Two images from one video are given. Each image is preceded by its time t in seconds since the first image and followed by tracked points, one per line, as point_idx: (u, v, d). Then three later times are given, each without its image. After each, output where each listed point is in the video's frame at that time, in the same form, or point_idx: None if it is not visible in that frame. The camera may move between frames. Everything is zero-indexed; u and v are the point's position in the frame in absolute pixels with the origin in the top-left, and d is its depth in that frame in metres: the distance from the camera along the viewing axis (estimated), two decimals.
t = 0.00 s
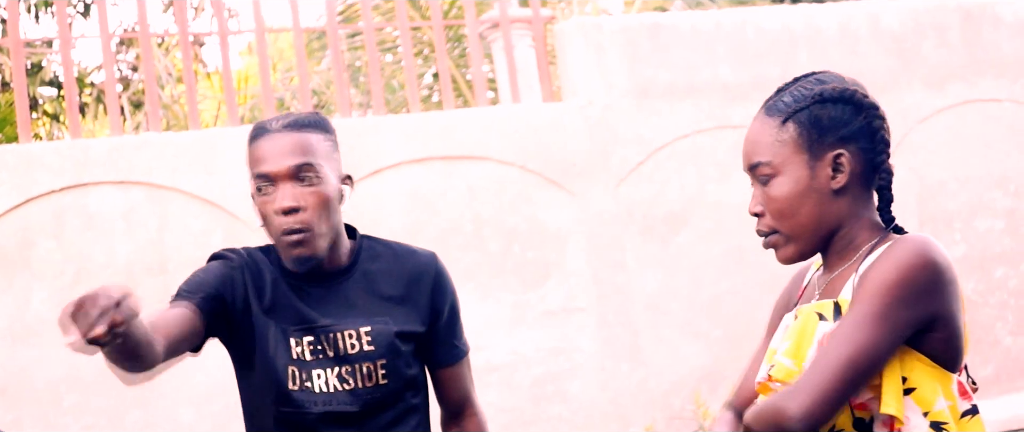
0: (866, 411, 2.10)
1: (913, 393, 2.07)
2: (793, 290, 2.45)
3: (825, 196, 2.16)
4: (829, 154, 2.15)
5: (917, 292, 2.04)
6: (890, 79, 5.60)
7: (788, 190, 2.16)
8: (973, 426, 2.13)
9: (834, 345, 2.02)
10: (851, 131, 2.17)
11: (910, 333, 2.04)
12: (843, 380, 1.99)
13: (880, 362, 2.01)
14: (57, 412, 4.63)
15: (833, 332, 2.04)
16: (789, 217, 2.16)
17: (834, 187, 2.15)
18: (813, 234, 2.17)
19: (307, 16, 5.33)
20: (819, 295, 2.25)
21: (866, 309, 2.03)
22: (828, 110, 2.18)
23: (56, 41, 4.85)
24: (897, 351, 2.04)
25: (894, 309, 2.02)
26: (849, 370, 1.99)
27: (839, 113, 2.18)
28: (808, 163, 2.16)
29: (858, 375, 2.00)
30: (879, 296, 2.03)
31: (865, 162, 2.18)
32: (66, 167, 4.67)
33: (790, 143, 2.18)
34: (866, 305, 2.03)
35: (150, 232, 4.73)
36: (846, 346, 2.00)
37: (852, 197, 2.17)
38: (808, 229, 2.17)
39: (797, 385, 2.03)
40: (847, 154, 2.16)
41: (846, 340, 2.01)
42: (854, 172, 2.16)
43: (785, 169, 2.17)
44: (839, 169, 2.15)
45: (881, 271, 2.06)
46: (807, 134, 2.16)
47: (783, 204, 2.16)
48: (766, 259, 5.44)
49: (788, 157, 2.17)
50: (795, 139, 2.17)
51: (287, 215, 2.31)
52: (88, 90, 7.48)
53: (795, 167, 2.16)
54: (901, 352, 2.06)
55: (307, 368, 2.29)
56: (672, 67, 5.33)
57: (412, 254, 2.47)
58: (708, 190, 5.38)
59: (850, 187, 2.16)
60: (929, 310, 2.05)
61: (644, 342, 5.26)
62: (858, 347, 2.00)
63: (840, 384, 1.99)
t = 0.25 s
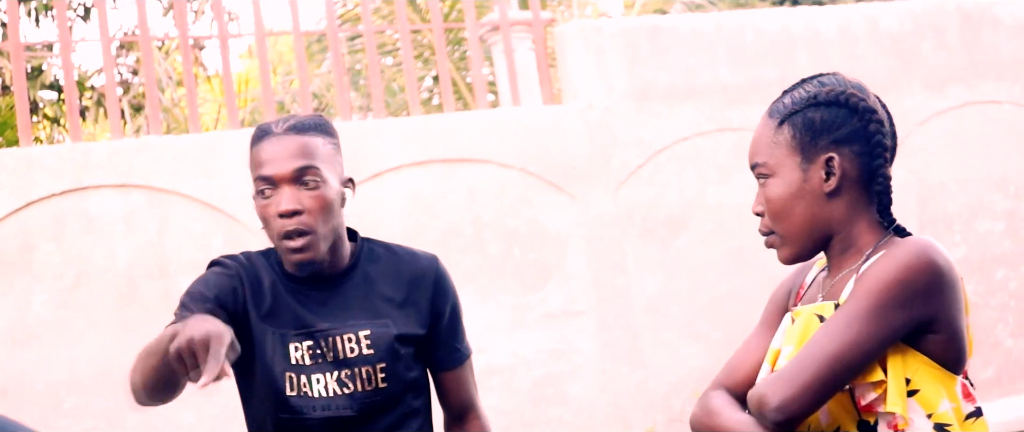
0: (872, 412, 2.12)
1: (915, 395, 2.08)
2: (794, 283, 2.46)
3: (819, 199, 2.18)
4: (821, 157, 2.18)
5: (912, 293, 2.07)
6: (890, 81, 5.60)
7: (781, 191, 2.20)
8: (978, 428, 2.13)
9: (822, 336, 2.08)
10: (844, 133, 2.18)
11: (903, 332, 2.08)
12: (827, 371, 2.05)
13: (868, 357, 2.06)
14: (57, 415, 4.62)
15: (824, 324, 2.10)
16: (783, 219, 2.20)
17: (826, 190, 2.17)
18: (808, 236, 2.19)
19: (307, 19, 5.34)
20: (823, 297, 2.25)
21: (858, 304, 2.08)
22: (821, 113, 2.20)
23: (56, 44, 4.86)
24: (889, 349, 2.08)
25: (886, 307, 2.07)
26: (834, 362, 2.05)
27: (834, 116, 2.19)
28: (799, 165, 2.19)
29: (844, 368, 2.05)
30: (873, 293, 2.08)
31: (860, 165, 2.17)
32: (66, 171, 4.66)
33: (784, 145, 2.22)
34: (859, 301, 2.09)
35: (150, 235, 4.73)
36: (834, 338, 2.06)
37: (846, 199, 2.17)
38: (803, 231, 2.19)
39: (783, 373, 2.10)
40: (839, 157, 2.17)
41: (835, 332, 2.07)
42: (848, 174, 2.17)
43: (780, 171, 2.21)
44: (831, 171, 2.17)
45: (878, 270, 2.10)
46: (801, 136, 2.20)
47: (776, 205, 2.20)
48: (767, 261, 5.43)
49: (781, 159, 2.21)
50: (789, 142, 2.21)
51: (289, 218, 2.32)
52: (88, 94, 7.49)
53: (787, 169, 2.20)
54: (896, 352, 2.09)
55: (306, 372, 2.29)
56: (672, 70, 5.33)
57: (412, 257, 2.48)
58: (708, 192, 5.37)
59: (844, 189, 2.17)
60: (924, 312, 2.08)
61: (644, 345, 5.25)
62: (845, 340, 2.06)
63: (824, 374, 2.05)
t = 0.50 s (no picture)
0: (875, 416, 2.09)
1: (919, 400, 2.05)
2: (801, 286, 2.47)
3: (823, 201, 2.18)
4: (824, 159, 2.18)
5: (918, 302, 2.06)
6: (890, 83, 5.60)
7: (783, 192, 2.20)
8: None
9: (827, 345, 2.08)
10: (846, 135, 2.18)
11: (909, 340, 2.07)
12: (832, 382, 2.05)
13: (873, 368, 2.05)
14: (57, 415, 4.63)
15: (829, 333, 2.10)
16: (787, 220, 2.20)
17: (829, 192, 2.17)
18: (812, 237, 2.20)
19: (307, 20, 5.34)
20: (827, 299, 2.25)
21: (864, 313, 2.07)
22: (824, 115, 2.20)
23: (57, 45, 4.86)
24: (896, 358, 2.07)
25: (891, 315, 2.05)
26: (839, 373, 2.05)
27: (836, 118, 2.20)
28: (802, 167, 2.19)
29: (848, 378, 2.05)
30: (879, 302, 2.07)
31: (863, 167, 2.17)
32: (66, 171, 4.67)
33: (787, 148, 2.22)
34: (865, 310, 2.08)
35: (150, 235, 4.73)
36: (839, 349, 2.06)
37: (850, 201, 2.17)
38: (807, 232, 2.19)
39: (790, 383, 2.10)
40: (841, 159, 2.17)
41: (839, 342, 2.06)
42: (851, 175, 2.17)
43: (783, 173, 2.22)
44: (833, 173, 2.17)
45: (884, 278, 2.09)
46: (803, 138, 2.20)
47: (780, 207, 2.20)
48: (767, 263, 5.43)
49: (784, 161, 2.22)
50: (791, 144, 2.22)
51: (269, 211, 2.34)
52: (89, 94, 7.49)
53: (790, 171, 2.20)
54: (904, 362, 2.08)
55: (307, 370, 2.30)
56: (672, 71, 5.33)
57: (413, 259, 2.51)
58: (709, 193, 5.37)
59: (847, 191, 2.17)
60: (930, 319, 2.07)
61: (644, 346, 5.25)
62: (849, 351, 2.05)
63: (829, 385, 2.05)
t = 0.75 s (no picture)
0: (875, 418, 2.12)
1: (920, 403, 2.08)
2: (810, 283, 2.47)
3: (823, 201, 2.18)
4: (823, 159, 2.18)
5: (927, 308, 2.07)
6: (890, 81, 5.60)
7: (784, 193, 2.20)
8: None
9: (841, 359, 2.06)
10: (844, 135, 2.18)
11: (920, 348, 2.07)
12: (848, 397, 2.04)
13: (887, 380, 2.05)
14: (57, 415, 4.62)
15: (842, 347, 2.09)
16: (788, 220, 2.20)
17: (829, 192, 2.17)
18: (813, 237, 2.19)
19: (307, 19, 5.34)
20: (829, 299, 2.25)
21: (876, 324, 2.07)
22: (822, 115, 2.20)
23: (57, 44, 4.85)
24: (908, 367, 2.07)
25: (902, 321, 2.06)
26: (855, 387, 2.04)
27: (834, 117, 2.19)
28: (802, 167, 2.19)
29: (863, 392, 2.04)
30: (889, 310, 2.06)
31: (862, 166, 2.17)
32: (66, 171, 4.67)
33: (786, 148, 2.23)
34: (876, 321, 2.07)
35: (150, 235, 4.73)
36: (853, 362, 2.05)
37: (850, 201, 2.17)
38: (808, 232, 2.19)
39: (805, 400, 2.09)
40: (841, 159, 2.17)
41: (854, 356, 2.05)
42: (850, 175, 2.17)
43: (782, 173, 2.21)
44: (833, 173, 2.17)
45: (892, 284, 2.09)
46: (802, 138, 2.20)
47: (781, 207, 2.20)
48: (767, 261, 5.43)
49: (784, 161, 2.22)
50: (790, 144, 2.22)
51: (277, 210, 2.33)
52: (88, 93, 7.48)
53: (789, 171, 2.20)
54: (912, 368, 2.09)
55: (309, 366, 2.31)
56: (672, 69, 5.32)
57: (412, 258, 2.52)
58: (709, 192, 5.37)
59: (847, 191, 2.17)
60: (939, 325, 2.07)
61: (644, 345, 5.25)
62: (865, 365, 2.04)
63: (845, 401, 2.04)
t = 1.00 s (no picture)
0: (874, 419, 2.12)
1: (920, 403, 2.08)
2: (807, 285, 2.47)
3: (819, 200, 2.18)
4: (818, 159, 2.18)
5: (929, 308, 2.07)
6: (890, 80, 5.60)
7: (779, 193, 2.20)
8: None
9: (847, 367, 2.06)
10: (839, 134, 2.18)
11: (923, 349, 2.07)
12: (857, 405, 2.04)
13: (894, 384, 2.05)
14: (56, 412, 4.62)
15: (847, 353, 2.09)
16: (784, 220, 2.20)
17: (824, 191, 2.17)
18: (809, 237, 2.19)
19: (307, 16, 5.34)
20: (828, 298, 2.25)
21: (879, 328, 2.07)
22: (817, 114, 2.20)
23: (56, 41, 4.85)
24: (912, 369, 2.08)
25: (904, 325, 2.06)
26: (862, 393, 2.04)
27: (829, 117, 2.20)
28: (797, 167, 2.20)
29: (871, 398, 2.04)
30: (892, 313, 2.06)
31: (857, 165, 2.17)
32: (66, 168, 4.67)
33: (781, 148, 2.23)
34: (880, 325, 2.07)
35: (149, 231, 4.73)
36: (859, 369, 2.05)
37: (846, 200, 2.17)
38: (805, 233, 2.19)
39: (814, 410, 2.09)
40: (836, 158, 2.17)
41: (860, 362, 2.05)
42: (845, 174, 2.17)
43: (778, 173, 2.22)
44: (828, 172, 2.17)
45: (893, 286, 2.08)
46: (797, 138, 2.21)
47: (777, 207, 2.20)
48: (766, 260, 5.43)
49: (779, 161, 2.22)
50: (785, 143, 2.22)
51: (266, 211, 2.28)
52: (88, 90, 7.49)
53: (785, 171, 2.21)
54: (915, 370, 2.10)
55: (305, 367, 2.25)
56: (672, 67, 5.32)
57: (407, 256, 2.47)
58: (708, 190, 5.38)
59: (842, 190, 2.17)
60: (941, 326, 2.08)
61: (644, 342, 5.26)
62: (871, 371, 2.04)
63: (854, 409, 2.04)
